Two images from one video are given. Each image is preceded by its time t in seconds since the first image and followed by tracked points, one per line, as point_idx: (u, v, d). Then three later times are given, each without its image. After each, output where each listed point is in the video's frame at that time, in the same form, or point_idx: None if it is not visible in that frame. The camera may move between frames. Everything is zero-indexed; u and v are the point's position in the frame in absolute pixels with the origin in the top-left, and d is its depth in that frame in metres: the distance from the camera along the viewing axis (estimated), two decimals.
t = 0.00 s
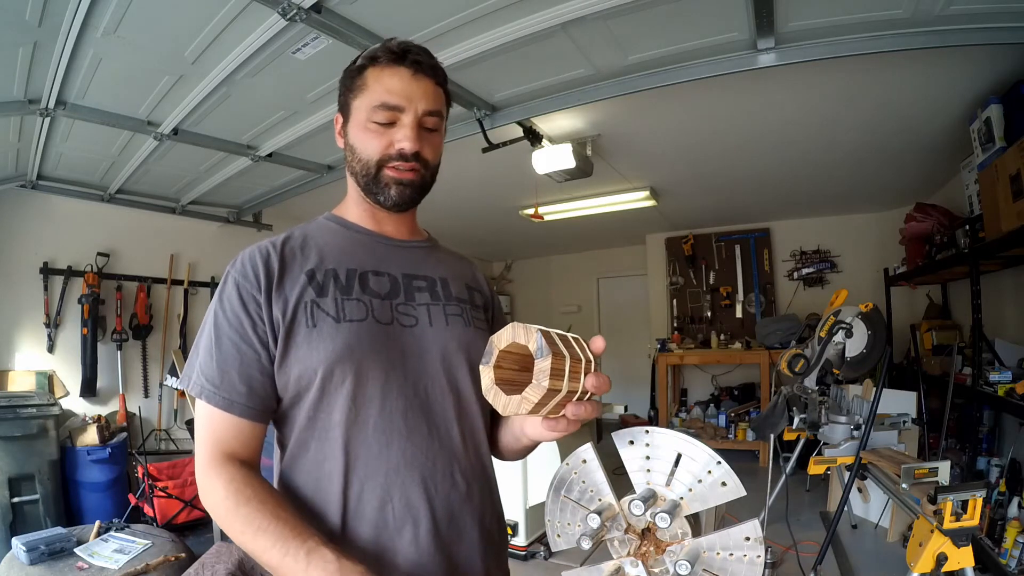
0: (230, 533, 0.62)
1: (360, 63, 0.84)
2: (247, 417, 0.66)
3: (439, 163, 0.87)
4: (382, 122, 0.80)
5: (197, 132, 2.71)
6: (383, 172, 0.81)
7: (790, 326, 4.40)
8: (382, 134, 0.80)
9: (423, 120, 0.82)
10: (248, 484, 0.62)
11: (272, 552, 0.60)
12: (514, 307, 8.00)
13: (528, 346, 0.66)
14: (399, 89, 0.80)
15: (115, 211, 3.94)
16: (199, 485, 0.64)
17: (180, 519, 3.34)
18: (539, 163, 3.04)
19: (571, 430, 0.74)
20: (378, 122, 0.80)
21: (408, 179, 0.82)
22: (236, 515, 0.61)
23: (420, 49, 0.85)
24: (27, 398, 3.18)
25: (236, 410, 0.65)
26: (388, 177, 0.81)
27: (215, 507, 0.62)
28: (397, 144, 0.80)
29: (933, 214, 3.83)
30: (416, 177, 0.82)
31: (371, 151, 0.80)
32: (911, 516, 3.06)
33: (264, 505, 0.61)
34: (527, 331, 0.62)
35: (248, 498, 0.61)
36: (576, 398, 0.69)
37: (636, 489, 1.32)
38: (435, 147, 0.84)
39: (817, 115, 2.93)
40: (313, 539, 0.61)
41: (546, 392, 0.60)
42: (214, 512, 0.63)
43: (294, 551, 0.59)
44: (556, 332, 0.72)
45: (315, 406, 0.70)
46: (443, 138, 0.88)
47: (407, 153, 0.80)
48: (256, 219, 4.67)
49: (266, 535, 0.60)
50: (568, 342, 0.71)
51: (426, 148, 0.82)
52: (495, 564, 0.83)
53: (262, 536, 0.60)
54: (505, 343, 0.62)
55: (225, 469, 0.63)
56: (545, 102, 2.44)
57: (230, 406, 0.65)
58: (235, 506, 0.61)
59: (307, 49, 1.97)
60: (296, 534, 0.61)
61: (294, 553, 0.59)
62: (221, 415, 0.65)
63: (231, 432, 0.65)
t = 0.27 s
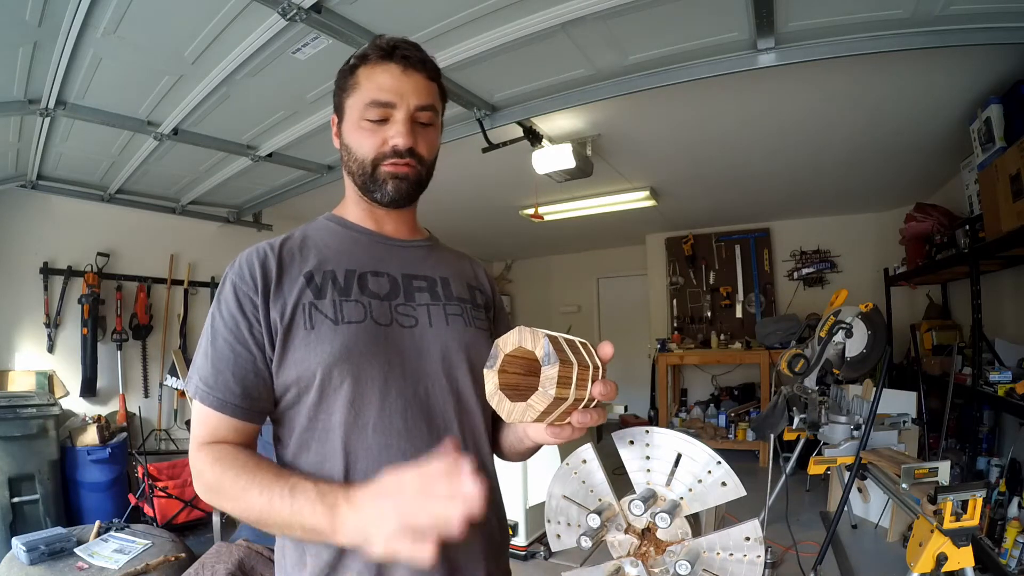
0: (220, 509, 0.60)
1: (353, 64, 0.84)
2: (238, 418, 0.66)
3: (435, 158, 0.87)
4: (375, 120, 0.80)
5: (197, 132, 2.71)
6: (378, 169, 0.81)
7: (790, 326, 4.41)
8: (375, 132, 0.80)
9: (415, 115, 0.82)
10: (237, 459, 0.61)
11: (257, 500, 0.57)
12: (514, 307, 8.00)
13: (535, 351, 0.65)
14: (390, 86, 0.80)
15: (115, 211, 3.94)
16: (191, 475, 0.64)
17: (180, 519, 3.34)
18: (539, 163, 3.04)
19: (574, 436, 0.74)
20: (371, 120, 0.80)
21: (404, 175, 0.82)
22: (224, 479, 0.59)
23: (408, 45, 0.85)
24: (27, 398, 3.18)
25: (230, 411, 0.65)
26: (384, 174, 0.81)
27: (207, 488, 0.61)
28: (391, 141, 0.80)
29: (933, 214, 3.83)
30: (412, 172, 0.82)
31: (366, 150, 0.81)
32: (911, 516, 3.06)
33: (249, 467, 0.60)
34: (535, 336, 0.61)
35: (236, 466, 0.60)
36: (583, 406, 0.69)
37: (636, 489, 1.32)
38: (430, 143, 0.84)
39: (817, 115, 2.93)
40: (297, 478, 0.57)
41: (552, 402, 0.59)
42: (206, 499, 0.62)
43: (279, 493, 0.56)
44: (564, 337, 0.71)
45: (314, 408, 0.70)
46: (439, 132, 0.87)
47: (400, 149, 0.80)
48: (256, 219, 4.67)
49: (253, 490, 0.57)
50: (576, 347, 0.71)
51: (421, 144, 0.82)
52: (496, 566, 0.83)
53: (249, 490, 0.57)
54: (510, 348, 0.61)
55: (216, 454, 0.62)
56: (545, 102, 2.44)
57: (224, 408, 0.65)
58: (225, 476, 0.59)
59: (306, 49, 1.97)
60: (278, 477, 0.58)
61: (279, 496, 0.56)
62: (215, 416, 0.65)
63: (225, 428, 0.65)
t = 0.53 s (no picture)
0: (244, 499, 0.57)
1: (352, 64, 0.84)
2: (254, 414, 0.64)
3: (432, 158, 0.87)
4: (372, 119, 0.80)
5: (198, 132, 2.71)
6: (375, 169, 0.81)
7: (791, 326, 4.41)
8: (372, 131, 0.80)
9: (413, 115, 0.82)
10: (254, 443, 0.59)
11: (287, 472, 0.54)
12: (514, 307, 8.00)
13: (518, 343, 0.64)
14: (388, 86, 0.80)
15: (116, 211, 3.94)
16: (202, 474, 0.61)
17: (180, 519, 3.34)
18: (539, 163, 3.04)
19: (565, 428, 0.73)
20: (369, 119, 0.80)
21: (400, 175, 0.82)
22: (246, 467, 0.57)
23: (407, 45, 0.85)
24: (27, 398, 3.18)
25: (243, 408, 0.63)
26: (380, 174, 0.81)
27: (224, 484, 0.58)
28: (388, 140, 0.80)
29: (933, 214, 3.83)
30: (408, 172, 0.82)
31: (364, 150, 0.81)
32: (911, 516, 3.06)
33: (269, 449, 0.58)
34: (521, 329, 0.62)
35: (255, 450, 0.58)
36: (564, 399, 0.67)
37: (636, 489, 1.32)
38: (428, 143, 0.84)
39: (817, 116, 2.93)
40: (322, 438, 0.56)
41: (530, 390, 0.58)
42: (223, 498, 0.59)
43: (308, 455, 0.55)
44: (548, 328, 0.70)
45: (314, 406, 0.70)
46: (438, 133, 0.87)
47: (397, 148, 0.80)
48: (256, 219, 4.67)
49: (279, 463, 0.55)
50: (560, 339, 0.69)
51: (418, 144, 0.82)
52: (493, 567, 0.83)
53: (275, 464, 0.56)
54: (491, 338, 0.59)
55: (229, 445, 0.60)
56: (545, 102, 2.44)
57: (237, 404, 0.63)
58: (246, 462, 0.57)
59: (306, 49, 1.97)
60: (304, 445, 0.56)
61: (309, 457, 0.54)
62: (226, 414, 0.63)
63: (237, 425, 0.63)
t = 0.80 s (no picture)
0: (247, 498, 0.58)
1: (357, 66, 0.84)
2: (255, 409, 0.65)
3: (435, 160, 0.87)
4: (376, 120, 0.80)
5: (198, 132, 2.71)
6: (379, 169, 0.81)
7: (790, 326, 4.41)
8: (376, 133, 0.80)
9: (417, 117, 0.82)
10: (258, 442, 0.59)
11: (290, 472, 0.55)
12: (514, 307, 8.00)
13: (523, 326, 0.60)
14: (392, 88, 0.80)
15: (116, 212, 3.94)
16: (204, 471, 0.61)
17: (180, 519, 3.34)
18: (539, 163, 3.04)
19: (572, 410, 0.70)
20: (373, 121, 0.80)
21: (404, 176, 0.82)
22: (248, 466, 0.57)
23: (412, 48, 0.85)
24: (27, 398, 3.18)
25: (244, 404, 0.64)
26: (384, 175, 0.81)
27: (225, 481, 0.59)
28: (392, 142, 0.80)
29: (933, 214, 3.83)
30: (412, 174, 0.82)
31: (367, 151, 0.81)
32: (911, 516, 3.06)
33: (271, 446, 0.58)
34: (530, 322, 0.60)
35: (257, 447, 0.58)
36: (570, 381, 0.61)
37: (636, 489, 1.32)
38: (431, 145, 0.84)
39: (817, 116, 2.93)
40: (327, 438, 0.57)
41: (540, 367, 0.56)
42: (225, 495, 0.59)
43: (313, 454, 0.55)
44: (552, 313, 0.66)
45: (315, 402, 0.70)
46: (441, 135, 0.88)
47: (401, 150, 0.80)
48: (256, 219, 4.67)
49: (282, 463, 0.56)
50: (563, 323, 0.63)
51: (421, 146, 0.82)
52: (494, 566, 0.83)
53: (278, 464, 0.56)
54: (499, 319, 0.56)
55: (231, 443, 0.60)
56: (545, 102, 2.44)
57: (237, 399, 0.63)
58: (247, 460, 0.57)
59: (306, 49, 1.97)
60: (308, 445, 0.57)
61: (314, 459, 0.55)
62: (228, 410, 0.63)
63: (239, 422, 0.63)
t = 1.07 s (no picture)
0: (241, 497, 0.58)
1: (361, 65, 0.84)
2: (249, 412, 0.65)
3: (437, 161, 0.87)
4: (379, 120, 0.80)
5: (198, 132, 2.71)
6: (380, 169, 0.81)
7: (790, 326, 4.41)
8: (378, 132, 0.80)
9: (419, 117, 0.82)
10: (251, 443, 0.60)
11: (281, 476, 0.56)
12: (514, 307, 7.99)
13: (529, 316, 0.61)
14: (395, 87, 0.80)
15: (116, 211, 3.94)
16: (199, 470, 0.62)
17: (180, 519, 3.34)
18: (539, 163, 3.04)
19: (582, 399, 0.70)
20: (376, 120, 0.80)
21: (405, 176, 0.82)
22: (240, 468, 0.58)
23: (416, 47, 0.85)
24: (27, 398, 3.18)
25: (237, 406, 0.64)
26: (385, 175, 0.81)
27: (218, 481, 0.59)
28: (394, 141, 0.80)
29: (933, 213, 3.83)
30: (413, 174, 0.82)
31: (369, 150, 0.81)
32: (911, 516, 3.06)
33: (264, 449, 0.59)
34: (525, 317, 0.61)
35: (251, 450, 0.59)
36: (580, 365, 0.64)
37: (635, 489, 1.32)
38: (433, 145, 0.84)
39: (817, 115, 2.93)
40: (316, 444, 0.57)
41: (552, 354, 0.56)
42: (218, 493, 0.60)
43: (301, 460, 0.56)
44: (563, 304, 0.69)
45: (315, 403, 0.70)
46: (444, 136, 0.88)
47: (403, 150, 0.80)
48: (256, 219, 4.67)
49: (274, 467, 0.56)
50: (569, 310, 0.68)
51: (424, 146, 0.82)
52: (493, 566, 0.83)
53: (269, 468, 0.56)
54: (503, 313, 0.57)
55: (224, 443, 0.60)
56: (545, 102, 2.44)
57: (232, 401, 0.64)
58: (240, 462, 0.58)
59: (306, 49, 1.97)
60: (299, 451, 0.57)
61: (302, 465, 0.55)
62: (222, 411, 0.64)
63: (233, 423, 0.64)
